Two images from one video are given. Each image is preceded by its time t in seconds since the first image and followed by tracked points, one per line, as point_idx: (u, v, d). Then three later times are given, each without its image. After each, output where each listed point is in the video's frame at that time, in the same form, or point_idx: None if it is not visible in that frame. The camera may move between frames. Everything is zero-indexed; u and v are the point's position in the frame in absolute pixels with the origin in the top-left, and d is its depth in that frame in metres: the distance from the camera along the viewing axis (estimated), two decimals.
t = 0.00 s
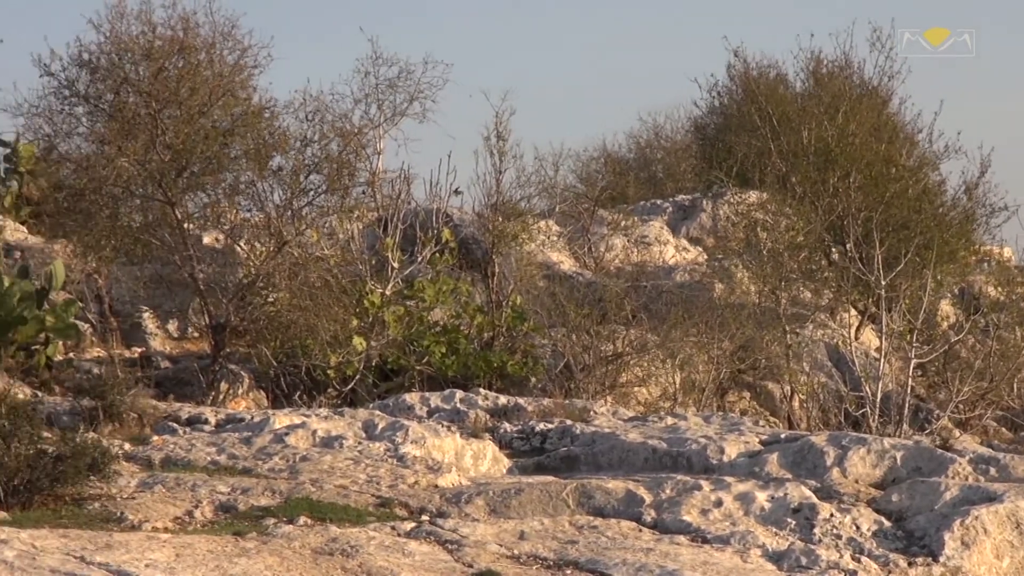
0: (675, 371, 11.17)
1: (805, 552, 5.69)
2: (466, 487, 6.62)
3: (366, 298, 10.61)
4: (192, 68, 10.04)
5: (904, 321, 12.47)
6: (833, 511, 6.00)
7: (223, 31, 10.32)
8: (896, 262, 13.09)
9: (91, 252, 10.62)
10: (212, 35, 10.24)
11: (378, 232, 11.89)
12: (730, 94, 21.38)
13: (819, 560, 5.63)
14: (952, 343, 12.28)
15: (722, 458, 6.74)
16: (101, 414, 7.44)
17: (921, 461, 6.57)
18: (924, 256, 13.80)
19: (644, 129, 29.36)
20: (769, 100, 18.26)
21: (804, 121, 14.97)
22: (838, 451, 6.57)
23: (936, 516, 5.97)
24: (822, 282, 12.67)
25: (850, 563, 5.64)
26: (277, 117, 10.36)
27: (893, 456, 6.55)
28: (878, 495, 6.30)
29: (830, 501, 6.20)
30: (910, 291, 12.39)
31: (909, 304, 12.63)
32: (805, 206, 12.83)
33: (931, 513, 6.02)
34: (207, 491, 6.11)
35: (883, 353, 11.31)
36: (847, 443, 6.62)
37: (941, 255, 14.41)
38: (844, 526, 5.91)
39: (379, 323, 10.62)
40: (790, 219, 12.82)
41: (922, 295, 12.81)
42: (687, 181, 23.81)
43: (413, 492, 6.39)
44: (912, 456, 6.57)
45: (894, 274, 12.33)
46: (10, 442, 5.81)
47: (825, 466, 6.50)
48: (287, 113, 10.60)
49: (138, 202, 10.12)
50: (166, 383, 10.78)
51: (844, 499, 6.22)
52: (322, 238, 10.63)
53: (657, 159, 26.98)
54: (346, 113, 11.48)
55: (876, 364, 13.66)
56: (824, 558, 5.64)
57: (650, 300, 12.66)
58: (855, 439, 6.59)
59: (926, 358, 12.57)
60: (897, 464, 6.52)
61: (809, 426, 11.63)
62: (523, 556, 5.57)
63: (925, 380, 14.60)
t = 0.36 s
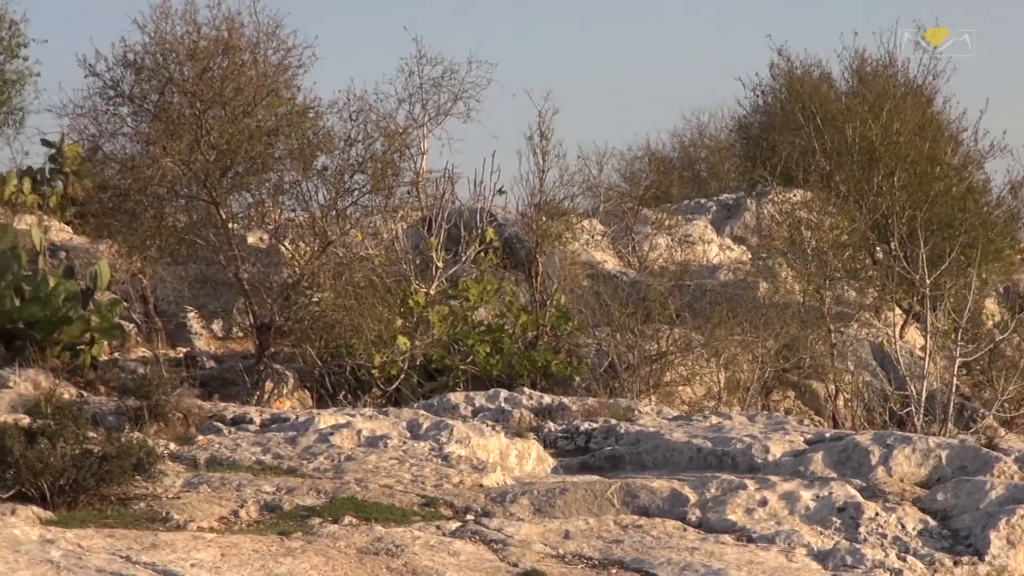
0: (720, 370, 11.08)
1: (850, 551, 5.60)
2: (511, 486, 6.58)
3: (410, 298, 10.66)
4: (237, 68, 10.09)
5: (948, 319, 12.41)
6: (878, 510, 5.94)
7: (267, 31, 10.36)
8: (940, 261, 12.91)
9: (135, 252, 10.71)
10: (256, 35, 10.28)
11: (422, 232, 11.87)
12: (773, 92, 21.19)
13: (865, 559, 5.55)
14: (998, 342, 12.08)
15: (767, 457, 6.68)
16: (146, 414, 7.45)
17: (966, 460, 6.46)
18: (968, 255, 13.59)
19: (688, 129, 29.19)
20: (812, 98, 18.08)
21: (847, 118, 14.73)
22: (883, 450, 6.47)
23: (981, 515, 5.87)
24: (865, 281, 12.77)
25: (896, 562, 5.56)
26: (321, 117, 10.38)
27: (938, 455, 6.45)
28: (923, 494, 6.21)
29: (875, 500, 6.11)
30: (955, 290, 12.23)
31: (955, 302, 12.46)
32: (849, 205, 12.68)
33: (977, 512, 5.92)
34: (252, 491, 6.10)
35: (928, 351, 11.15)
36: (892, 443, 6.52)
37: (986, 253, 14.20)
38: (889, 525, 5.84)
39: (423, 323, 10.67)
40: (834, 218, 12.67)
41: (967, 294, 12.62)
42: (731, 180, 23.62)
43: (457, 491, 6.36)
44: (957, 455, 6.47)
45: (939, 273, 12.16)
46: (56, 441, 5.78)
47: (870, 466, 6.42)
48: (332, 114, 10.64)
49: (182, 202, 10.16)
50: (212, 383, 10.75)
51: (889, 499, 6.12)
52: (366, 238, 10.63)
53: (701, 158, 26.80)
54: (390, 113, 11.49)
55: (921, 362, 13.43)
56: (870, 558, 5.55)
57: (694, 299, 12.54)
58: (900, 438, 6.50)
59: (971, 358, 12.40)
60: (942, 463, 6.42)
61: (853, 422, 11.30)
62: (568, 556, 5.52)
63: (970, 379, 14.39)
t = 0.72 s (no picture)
0: (762, 369, 10.96)
1: (894, 550, 5.54)
2: (554, 486, 6.55)
3: (452, 298, 10.63)
4: (278, 69, 10.12)
5: (992, 318, 12.25)
6: (921, 509, 5.86)
7: (307, 31, 10.38)
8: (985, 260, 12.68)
9: (177, 253, 10.76)
10: (297, 35, 10.31)
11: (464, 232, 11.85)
12: (815, 90, 21.00)
13: (908, 558, 5.47)
14: None
15: (810, 456, 6.61)
16: (188, 414, 7.49)
17: (1010, 459, 6.36)
18: (1013, 254, 13.35)
19: (728, 127, 28.99)
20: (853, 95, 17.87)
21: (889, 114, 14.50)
22: (927, 449, 6.38)
23: None
24: (908, 280, 12.44)
25: (940, 562, 5.48)
26: (362, 117, 10.40)
27: (981, 454, 6.36)
28: (967, 493, 6.12)
29: (919, 498, 6.04)
30: (999, 289, 12.10)
31: (999, 301, 12.31)
32: (891, 203, 12.47)
33: (1022, 510, 5.85)
34: (294, 491, 6.11)
35: (972, 349, 10.99)
36: (935, 441, 6.43)
37: None
38: (932, 524, 5.77)
39: (465, 323, 10.63)
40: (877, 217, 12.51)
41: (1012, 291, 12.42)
42: (772, 178, 23.41)
43: (500, 491, 6.34)
44: (1001, 453, 6.37)
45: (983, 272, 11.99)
46: (99, 442, 5.80)
47: (913, 465, 6.34)
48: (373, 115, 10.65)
49: (224, 203, 10.18)
50: (254, 383, 10.81)
51: (933, 497, 6.04)
52: (407, 238, 10.62)
53: (743, 157, 26.59)
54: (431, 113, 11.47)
55: (965, 361, 13.25)
56: (914, 556, 5.49)
57: (736, 298, 12.44)
58: (943, 436, 6.41)
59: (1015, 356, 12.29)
60: (985, 461, 6.33)
61: (897, 422, 11.25)
62: (610, 555, 5.48)
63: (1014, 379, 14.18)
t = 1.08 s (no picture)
0: (804, 368, 10.86)
1: (937, 548, 5.45)
2: (597, 485, 6.51)
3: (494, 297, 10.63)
4: (320, 69, 10.15)
5: None
6: (965, 507, 5.78)
7: (350, 32, 10.39)
8: None
9: (220, 253, 10.81)
10: (339, 36, 10.33)
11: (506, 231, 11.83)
12: (857, 87, 20.79)
13: (952, 557, 5.37)
14: None
15: (853, 454, 6.55)
16: (232, 414, 7.52)
17: None
18: None
19: (770, 126, 28.79)
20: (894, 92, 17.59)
21: (931, 110, 14.31)
22: (969, 447, 6.31)
23: None
24: (952, 278, 12.18)
25: (983, 561, 5.37)
26: (404, 117, 10.39)
27: None
28: (1011, 492, 6.03)
29: (962, 497, 5.97)
30: None
31: None
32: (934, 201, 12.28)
33: None
34: (337, 491, 6.11)
35: (1017, 347, 10.85)
36: (979, 440, 6.35)
37: None
38: (976, 522, 5.69)
39: (508, 322, 10.64)
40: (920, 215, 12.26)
41: None
42: (815, 177, 23.21)
43: (543, 490, 6.31)
44: None
45: None
46: (142, 442, 5.82)
47: (956, 463, 6.27)
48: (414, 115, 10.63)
49: (267, 203, 10.22)
50: (297, 383, 10.85)
51: (976, 496, 5.97)
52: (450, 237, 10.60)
53: (784, 156, 26.39)
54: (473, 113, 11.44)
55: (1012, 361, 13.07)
56: (957, 555, 5.39)
57: (779, 297, 12.34)
58: (987, 435, 6.33)
59: None
60: None
61: (940, 421, 11.06)
62: (653, 554, 5.44)
63: None
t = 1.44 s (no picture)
0: (846, 367, 10.76)
1: (980, 547, 5.38)
2: (639, 484, 6.47)
3: (536, 297, 10.62)
4: (360, 69, 10.16)
5: None
6: (1008, 507, 5.72)
7: (390, 31, 10.41)
8: None
9: (262, 252, 10.85)
10: (380, 35, 10.34)
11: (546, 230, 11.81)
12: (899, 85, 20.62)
13: (995, 557, 5.31)
14: None
15: (895, 453, 6.47)
16: (273, 414, 7.52)
17: None
18: None
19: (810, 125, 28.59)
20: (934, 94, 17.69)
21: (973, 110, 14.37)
22: (1013, 447, 6.23)
23: None
24: (994, 276, 12.21)
25: None
26: (445, 117, 10.38)
27: None
28: None
29: (1005, 497, 5.89)
30: None
31: None
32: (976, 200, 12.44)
33: None
34: (379, 490, 6.11)
35: None
36: (1022, 439, 6.27)
37: None
38: (1020, 522, 5.63)
39: (549, 322, 10.61)
40: (960, 214, 12.29)
41: None
42: (855, 176, 23.01)
43: (585, 490, 6.27)
44: None
45: None
46: (184, 442, 5.83)
47: (999, 462, 6.19)
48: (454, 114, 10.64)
49: (308, 203, 10.24)
50: (338, 383, 10.89)
51: (1020, 496, 5.89)
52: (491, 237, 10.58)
53: (825, 155, 26.19)
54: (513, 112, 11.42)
55: None
56: (1000, 554, 5.31)
57: (820, 296, 12.25)
58: None
59: None
60: None
61: (980, 418, 10.61)
62: (695, 554, 5.39)
63: None
